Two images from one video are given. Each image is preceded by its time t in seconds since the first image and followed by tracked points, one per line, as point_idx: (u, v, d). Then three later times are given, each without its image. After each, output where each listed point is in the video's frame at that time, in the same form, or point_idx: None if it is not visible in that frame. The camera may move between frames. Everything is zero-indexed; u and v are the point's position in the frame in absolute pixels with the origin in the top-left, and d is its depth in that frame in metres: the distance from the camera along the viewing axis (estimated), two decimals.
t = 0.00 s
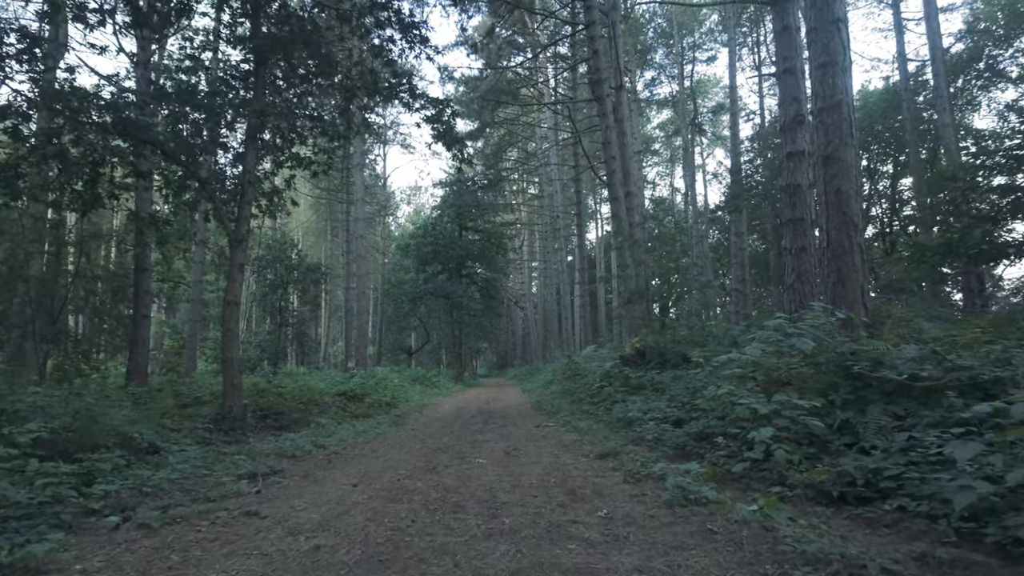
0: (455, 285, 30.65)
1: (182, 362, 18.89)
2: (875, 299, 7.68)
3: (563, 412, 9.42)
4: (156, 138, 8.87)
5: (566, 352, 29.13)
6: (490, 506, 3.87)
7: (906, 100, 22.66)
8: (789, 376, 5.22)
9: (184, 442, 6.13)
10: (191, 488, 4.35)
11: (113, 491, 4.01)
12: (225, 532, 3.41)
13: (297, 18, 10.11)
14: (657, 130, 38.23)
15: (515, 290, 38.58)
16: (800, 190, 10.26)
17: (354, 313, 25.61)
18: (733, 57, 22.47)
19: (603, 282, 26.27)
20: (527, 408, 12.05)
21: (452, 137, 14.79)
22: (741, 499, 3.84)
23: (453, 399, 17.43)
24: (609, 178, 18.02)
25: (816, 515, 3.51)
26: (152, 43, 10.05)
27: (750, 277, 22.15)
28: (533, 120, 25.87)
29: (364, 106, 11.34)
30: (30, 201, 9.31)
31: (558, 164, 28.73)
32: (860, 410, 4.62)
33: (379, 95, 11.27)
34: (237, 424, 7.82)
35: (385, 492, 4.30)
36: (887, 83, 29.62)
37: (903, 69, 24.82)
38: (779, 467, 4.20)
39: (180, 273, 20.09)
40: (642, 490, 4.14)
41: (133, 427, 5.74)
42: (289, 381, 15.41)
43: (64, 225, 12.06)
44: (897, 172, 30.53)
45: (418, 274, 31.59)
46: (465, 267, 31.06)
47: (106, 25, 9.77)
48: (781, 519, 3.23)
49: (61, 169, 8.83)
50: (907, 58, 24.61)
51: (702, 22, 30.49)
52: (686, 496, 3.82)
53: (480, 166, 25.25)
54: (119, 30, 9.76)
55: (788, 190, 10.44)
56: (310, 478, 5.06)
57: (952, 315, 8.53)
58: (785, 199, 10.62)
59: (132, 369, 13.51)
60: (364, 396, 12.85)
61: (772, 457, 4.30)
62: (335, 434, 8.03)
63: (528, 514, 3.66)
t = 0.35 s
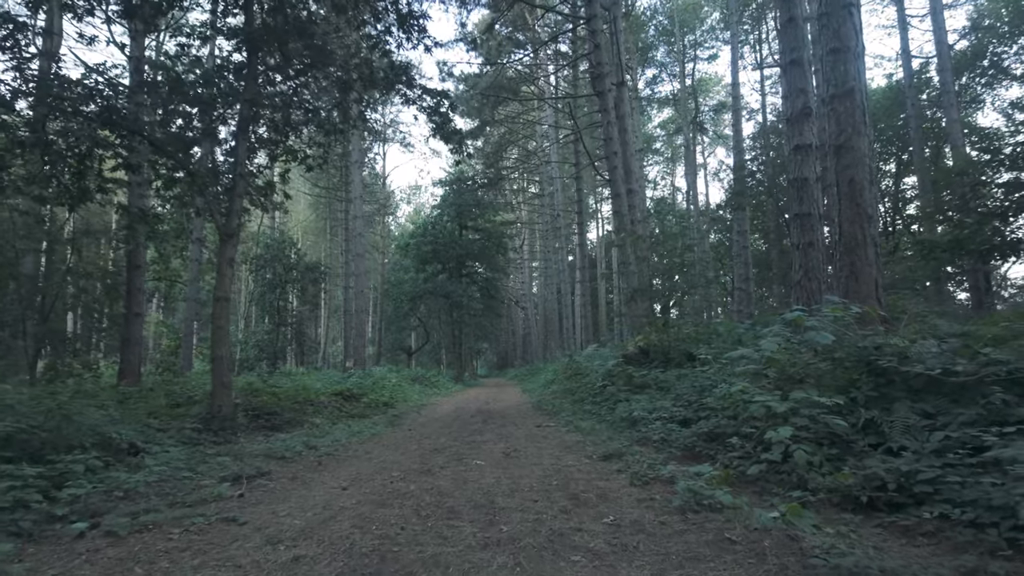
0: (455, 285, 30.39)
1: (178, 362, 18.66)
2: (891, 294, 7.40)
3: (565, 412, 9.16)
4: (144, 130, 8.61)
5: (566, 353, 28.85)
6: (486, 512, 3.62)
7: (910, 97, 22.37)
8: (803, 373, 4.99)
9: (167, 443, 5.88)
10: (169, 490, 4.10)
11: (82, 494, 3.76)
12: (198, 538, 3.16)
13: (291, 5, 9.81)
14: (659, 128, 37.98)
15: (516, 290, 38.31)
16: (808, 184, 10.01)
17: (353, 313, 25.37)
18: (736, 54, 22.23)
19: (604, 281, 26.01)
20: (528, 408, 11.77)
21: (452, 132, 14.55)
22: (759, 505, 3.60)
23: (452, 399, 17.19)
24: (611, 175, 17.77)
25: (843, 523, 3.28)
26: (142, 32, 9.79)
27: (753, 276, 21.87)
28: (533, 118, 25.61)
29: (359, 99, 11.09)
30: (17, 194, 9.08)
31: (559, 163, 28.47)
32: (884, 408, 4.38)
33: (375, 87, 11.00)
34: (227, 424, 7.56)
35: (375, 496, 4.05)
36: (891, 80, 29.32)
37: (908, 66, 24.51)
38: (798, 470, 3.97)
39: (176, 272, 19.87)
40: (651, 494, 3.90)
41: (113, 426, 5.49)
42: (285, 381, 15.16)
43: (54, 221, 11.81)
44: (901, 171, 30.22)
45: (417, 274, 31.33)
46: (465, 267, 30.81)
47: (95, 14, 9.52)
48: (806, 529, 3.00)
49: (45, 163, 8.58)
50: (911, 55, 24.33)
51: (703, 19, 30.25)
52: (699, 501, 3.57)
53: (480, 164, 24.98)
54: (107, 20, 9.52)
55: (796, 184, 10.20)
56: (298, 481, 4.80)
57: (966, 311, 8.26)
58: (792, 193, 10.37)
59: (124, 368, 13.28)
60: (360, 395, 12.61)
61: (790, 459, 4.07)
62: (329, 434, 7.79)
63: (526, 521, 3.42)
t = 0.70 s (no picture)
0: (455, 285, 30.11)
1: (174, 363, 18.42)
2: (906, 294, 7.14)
3: (567, 416, 8.90)
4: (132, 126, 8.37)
5: (567, 353, 28.56)
6: (483, 533, 3.37)
7: (915, 96, 22.06)
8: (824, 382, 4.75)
9: (152, 452, 5.63)
10: (147, 505, 3.86)
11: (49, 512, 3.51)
12: (168, 565, 2.92)
13: None
14: (659, 127, 37.67)
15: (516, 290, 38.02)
16: (816, 182, 9.76)
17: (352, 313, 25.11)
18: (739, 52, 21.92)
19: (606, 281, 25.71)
20: (528, 411, 11.52)
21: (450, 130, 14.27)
22: (782, 526, 3.37)
23: (452, 401, 16.92)
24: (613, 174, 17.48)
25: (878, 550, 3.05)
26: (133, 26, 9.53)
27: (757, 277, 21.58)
28: (533, 117, 25.30)
29: (356, 96, 10.83)
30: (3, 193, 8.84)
31: (559, 162, 28.18)
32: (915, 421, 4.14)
33: (372, 84, 10.73)
34: (219, 429, 7.33)
35: (365, 512, 3.81)
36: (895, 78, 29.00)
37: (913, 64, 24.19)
38: (824, 487, 3.74)
39: (173, 272, 19.63)
40: (662, 511, 3.66)
41: (94, 434, 5.23)
42: (282, 382, 14.91)
43: (46, 220, 11.58)
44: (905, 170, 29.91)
45: (417, 274, 31.04)
46: (465, 267, 30.52)
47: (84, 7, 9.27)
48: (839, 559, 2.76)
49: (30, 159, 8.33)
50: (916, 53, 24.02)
51: (705, 17, 29.94)
52: (717, 522, 3.34)
53: (480, 163, 24.69)
54: (98, 14, 9.28)
55: (804, 181, 9.93)
56: (286, 493, 4.55)
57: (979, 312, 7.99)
58: (799, 191, 10.10)
59: (116, 370, 13.02)
60: (358, 397, 12.34)
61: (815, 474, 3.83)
62: (323, 439, 7.54)
63: (527, 544, 3.17)
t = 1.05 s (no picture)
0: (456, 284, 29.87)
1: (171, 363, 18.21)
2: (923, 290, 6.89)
3: (571, 417, 8.66)
4: (124, 119, 8.15)
5: (568, 353, 28.29)
6: (485, 543, 3.15)
7: (920, 94, 21.81)
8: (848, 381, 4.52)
9: (138, 454, 5.39)
10: (126, 512, 3.64)
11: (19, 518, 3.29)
12: None
13: None
14: (661, 127, 37.45)
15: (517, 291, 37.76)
16: (825, 177, 9.53)
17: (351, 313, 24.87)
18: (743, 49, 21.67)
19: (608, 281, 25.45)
20: (531, 412, 11.28)
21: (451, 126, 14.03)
22: (808, 536, 3.15)
23: (452, 402, 16.68)
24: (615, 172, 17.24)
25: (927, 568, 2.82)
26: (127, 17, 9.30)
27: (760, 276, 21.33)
28: (533, 116, 25.09)
29: (354, 90, 10.63)
30: None
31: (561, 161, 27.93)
32: (950, 422, 3.90)
33: (371, 77, 10.48)
34: (214, 430, 7.10)
35: (360, 519, 3.58)
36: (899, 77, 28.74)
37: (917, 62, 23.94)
38: (855, 494, 3.54)
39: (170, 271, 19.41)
40: (676, 520, 3.43)
41: (76, 436, 5.00)
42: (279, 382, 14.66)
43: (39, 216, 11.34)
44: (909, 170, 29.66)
45: (417, 274, 30.79)
46: (465, 266, 30.26)
47: None
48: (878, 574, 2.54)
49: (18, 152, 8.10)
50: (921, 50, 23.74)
51: (708, 16, 29.72)
52: (741, 531, 3.14)
53: (480, 162, 24.46)
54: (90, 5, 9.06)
55: (812, 176, 9.70)
56: (277, 498, 4.33)
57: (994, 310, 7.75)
58: (808, 186, 9.87)
59: (110, 369, 12.78)
60: (356, 398, 12.10)
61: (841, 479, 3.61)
62: (320, 441, 7.31)
63: (532, 555, 2.95)
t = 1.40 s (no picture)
0: (457, 283, 29.57)
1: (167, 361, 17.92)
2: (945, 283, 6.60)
3: (575, 416, 8.39)
4: (113, 109, 7.89)
5: (571, 352, 27.99)
6: (484, 556, 2.88)
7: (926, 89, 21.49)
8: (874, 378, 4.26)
9: (119, 456, 5.11)
10: (97, 520, 3.38)
11: None
12: None
13: None
14: (663, 125, 37.14)
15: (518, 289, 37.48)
16: (836, 169, 9.29)
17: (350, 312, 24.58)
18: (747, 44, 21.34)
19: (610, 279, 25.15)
20: (533, 411, 11.00)
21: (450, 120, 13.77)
22: (843, 549, 2.89)
23: (453, 401, 16.41)
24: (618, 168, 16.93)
25: None
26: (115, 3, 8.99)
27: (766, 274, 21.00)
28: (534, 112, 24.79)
29: (351, 80, 10.34)
30: None
31: (562, 158, 27.61)
32: (998, 421, 3.65)
33: (368, 68, 10.18)
34: (206, 430, 6.87)
35: (349, 527, 3.32)
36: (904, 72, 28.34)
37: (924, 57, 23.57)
38: (893, 501, 3.29)
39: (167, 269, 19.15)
40: (696, 529, 3.16)
41: (51, 437, 4.72)
42: (276, 381, 14.38)
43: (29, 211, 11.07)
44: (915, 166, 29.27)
45: (417, 272, 30.51)
46: (466, 265, 29.95)
47: None
48: None
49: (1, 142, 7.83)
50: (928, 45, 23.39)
51: (710, 12, 29.41)
52: (770, 543, 2.88)
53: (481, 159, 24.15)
54: None
55: (822, 168, 9.44)
56: (264, 503, 4.05)
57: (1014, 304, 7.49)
58: (818, 179, 9.59)
59: (103, 368, 12.51)
60: (353, 396, 11.82)
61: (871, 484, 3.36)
62: (315, 440, 7.05)
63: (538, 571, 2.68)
